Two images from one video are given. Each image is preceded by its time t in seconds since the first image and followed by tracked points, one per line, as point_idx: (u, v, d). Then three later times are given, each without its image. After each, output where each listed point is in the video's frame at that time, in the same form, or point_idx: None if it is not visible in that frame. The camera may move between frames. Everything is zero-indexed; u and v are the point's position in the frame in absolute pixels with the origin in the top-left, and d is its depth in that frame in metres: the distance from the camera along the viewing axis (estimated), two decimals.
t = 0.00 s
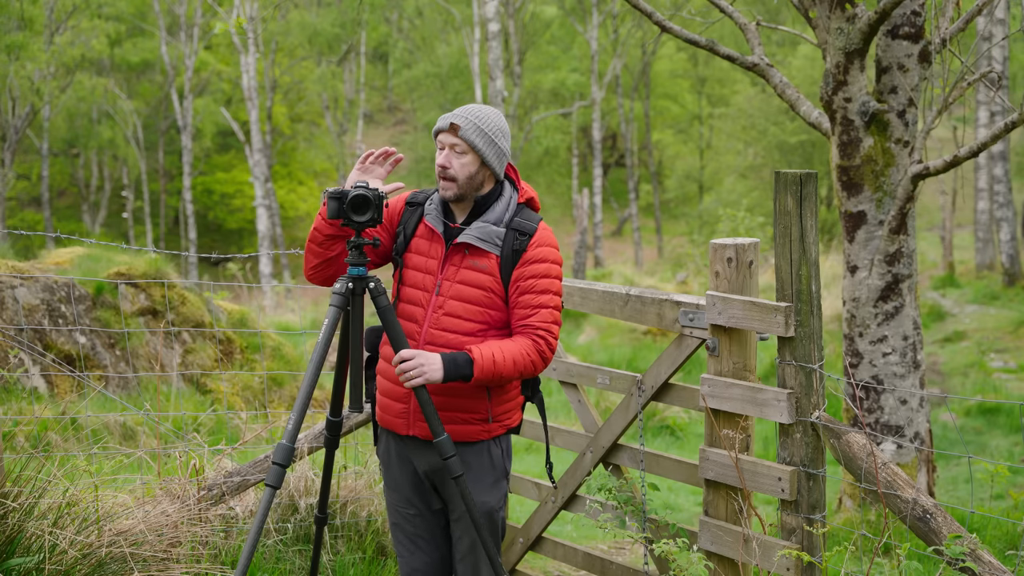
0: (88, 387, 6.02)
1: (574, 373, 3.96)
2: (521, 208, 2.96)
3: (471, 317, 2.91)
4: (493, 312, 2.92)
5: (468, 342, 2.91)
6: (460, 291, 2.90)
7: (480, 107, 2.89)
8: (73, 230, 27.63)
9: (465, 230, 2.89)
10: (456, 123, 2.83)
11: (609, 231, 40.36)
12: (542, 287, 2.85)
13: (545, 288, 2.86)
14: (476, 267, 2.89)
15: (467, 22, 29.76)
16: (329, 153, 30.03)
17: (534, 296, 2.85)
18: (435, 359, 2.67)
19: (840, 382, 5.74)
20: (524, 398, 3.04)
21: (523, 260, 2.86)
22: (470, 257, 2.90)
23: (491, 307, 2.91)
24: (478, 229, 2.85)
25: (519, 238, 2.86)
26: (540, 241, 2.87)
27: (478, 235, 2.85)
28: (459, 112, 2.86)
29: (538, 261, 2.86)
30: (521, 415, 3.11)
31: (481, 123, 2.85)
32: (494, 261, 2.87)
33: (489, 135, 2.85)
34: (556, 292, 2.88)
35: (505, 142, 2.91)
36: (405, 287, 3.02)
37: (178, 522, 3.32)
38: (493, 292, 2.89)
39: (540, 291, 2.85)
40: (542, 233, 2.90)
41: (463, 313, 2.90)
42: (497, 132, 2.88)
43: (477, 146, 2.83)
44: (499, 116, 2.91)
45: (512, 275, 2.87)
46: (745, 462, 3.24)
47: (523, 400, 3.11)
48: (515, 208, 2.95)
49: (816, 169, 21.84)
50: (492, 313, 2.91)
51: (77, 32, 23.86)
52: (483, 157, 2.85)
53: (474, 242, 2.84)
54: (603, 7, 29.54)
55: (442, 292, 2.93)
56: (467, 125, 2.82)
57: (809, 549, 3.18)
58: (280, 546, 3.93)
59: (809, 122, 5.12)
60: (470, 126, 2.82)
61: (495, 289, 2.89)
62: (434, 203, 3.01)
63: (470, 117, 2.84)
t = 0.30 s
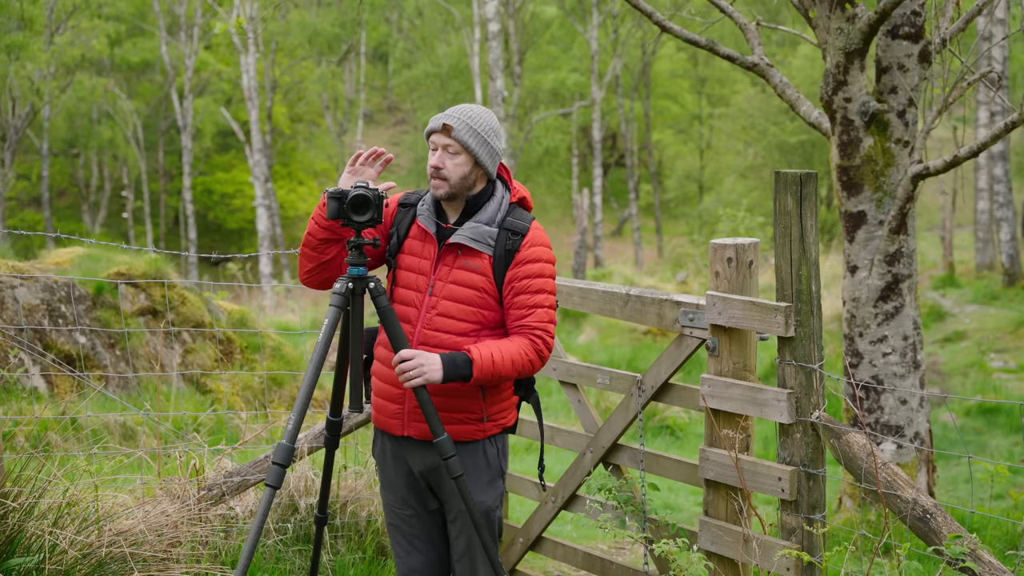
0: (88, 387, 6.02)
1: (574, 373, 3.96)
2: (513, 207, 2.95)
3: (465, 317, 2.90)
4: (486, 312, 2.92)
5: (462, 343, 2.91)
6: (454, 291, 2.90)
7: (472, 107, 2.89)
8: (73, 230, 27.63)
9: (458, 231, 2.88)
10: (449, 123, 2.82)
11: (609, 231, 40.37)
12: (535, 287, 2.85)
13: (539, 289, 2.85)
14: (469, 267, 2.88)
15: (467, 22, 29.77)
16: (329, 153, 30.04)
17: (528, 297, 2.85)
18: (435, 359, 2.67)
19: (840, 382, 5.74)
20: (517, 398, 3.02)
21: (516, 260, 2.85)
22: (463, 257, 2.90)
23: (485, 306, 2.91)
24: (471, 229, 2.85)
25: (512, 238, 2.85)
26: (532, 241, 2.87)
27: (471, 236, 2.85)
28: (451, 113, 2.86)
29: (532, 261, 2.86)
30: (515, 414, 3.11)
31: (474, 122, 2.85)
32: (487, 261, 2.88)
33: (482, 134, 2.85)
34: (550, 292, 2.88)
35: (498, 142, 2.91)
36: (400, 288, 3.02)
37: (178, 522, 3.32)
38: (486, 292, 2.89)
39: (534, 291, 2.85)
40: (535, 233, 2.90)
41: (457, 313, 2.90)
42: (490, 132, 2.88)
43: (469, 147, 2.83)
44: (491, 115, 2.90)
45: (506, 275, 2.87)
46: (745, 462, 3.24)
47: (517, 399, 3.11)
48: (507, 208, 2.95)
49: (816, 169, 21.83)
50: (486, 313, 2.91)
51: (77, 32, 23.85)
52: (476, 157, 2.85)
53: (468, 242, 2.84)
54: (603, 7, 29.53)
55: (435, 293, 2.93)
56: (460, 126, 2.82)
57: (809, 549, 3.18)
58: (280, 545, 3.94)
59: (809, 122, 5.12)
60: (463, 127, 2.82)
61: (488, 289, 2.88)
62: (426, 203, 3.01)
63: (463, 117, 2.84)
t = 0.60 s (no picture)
0: (88, 387, 6.02)
1: (573, 373, 3.95)
2: (504, 203, 2.96)
3: (462, 313, 2.90)
4: (483, 308, 2.92)
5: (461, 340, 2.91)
6: (451, 288, 2.90)
7: (460, 104, 2.89)
8: (73, 230, 27.65)
9: (452, 228, 2.89)
10: (443, 119, 2.82)
11: (609, 231, 40.40)
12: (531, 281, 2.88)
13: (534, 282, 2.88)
14: (464, 264, 2.89)
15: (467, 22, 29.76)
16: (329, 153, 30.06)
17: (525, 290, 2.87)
18: (435, 358, 2.67)
19: (840, 381, 5.74)
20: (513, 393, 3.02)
21: (510, 255, 2.88)
22: (458, 254, 2.90)
23: (482, 302, 2.92)
24: (465, 226, 2.86)
25: (506, 232, 2.88)
26: (525, 236, 2.89)
27: (466, 232, 2.86)
28: (443, 109, 2.85)
29: (526, 254, 2.88)
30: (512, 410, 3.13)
31: (465, 117, 2.85)
32: (483, 257, 2.89)
33: (474, 130, 2.85)
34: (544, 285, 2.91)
35: (488, 136, 2.92)
36: (394, 288, 3.00)
37: (178, 521, 3.32)
38: (483, 287, 2.90)
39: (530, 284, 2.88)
40: (527, 227, 2.92)
41: (455, 310, 2.90)
42: (482, 127, 2.89)
43: (463, 142, 2.83)
44: (479, 112, 2.90)
45: (501, 271, 2.88)
46: (745, 462, 3.24)
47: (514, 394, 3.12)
48: (498, 203, 2.96)
49: (816, 169, 21.84)
50: (483, 309, 2.92)
51: (77, 32, 23.85)
52: (470, 153, 2.86)
53: (463, 238, 2.85)
54: (603, 7, 29.53)
55: (433, 290, 2.92)
56: (454, 122, 2.82)
57: (809, 548, 3.18)
58: (280, 545, 3.93)
59: (810, 121, 5.12)
60: (456, 123, 2.82)
61: (485, 285, 2.89)
62: (417, 202, 2.99)
63: (455, 113, 2.84)
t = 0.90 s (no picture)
0: (88, 387, 6.03)
1: (573, 373, 3.96)
2: (492, 198, 3.00)
3: (462, 309, 2.91)
4: (482, 301, 2.93)
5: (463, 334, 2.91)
6: (450, 284, 2.90)
7: (441, 101, 2.91)
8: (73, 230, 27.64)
9: (446, 224, 2.90)
10: (435, 115, 2.83)
11: (609, 231, 40.41)
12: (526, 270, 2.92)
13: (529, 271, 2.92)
14: (461, 258, 2.90)
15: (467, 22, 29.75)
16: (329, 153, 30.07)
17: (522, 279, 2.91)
18: (442, 356, 2.66)
19: (839, 381, 5.74)
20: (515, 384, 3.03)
21: (504, 246, 2.91)
22: (454, 249, 2.91)
23: (481, 295, 2.92)
24: (459, 221, 2.88)
25: (498, 224, 2.91)
26: (516, 226, 2.94)
27: (460, 227, 2.88)
28: (428, 107, 2.87)
29: (519, 245, 2.92)
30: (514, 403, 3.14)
31: (452, 113, 2.87)
32: (478, 250, 2.91)
33: (464, 124, 2.88)
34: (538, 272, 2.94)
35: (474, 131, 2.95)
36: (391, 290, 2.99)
37: (178, 522, 3.32)
38: (481, 281, 2.91)
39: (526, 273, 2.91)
40: (516, 219, 2.96)
41: (456, 305, 2.91)
42: (467, 121, 2.92)
43: (456, 137, 2.85)
44: (460, 108, 2.93)
45: (497, 262, 2.91)
46: (745, 462, 3.24)
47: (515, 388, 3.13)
48: (486, 198, 3.00)
49: (816, 169, 21.85)
50: (483, 301, 2.93)
51: (77, 32, 23.84)
52: (461, 147, 2.88)
53: (458, 233, 2.86)
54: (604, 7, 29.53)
55: (432, 288, 2.92)
56: (446, 117, 2.84)
57: (809, 549, 3.18)
58: (280, 546, 3.93)
59: (809, 122, 5.12)
60: (447, 118, 2.84)
61: (483, 278, 2.91)
62: (406, 202, 2.99)
63: (442, 109, 2.85)
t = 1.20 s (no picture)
0: (88, 387, 6.02)
1: (573, 373, 3.96)
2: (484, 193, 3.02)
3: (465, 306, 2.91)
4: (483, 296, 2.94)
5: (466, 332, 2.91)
6: (450, 282, 2.90)
7: (426, 101, 2.94)
8: (73, 230, 27.63)
9: (442, 222, 2.90)
10: (429, 116, 2.86)
11: (608, 231, 40.43)
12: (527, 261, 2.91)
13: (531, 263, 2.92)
14: (459, 255, 2.90)
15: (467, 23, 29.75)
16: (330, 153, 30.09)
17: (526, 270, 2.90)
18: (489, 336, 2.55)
19: (840, 381, 5.74)
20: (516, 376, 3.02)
21: (502, 240, 2.92)
22: (452, 248, 2.91)
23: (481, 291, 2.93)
24: (455, 218, 2.88)
25: (493, 219, 2.92)
26: (512, 220, 2.96)
27: (456, 224, 2.88)
28: (417, 108, 2.89)
29: (517, 238, 2.93)
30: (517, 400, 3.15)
31: (441, 112, 2.90)
32: (475, 246, 2.91)
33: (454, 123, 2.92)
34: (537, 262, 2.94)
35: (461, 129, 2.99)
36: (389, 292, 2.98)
37: (178, 522, 3.32)
38: (481, 277, 2.92)
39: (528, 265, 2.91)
40: (511, 213, 2.98)
41: (457, 302, 2.90)
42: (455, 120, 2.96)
43: (450, 136, 2.88)
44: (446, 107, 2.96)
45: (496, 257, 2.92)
46: (745, 462, 3.24)
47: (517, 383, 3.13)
48: (479, 194, 3.01)
49: (816, 169, 21.87)
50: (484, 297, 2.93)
51: (77, 32, 23.84)
52: (455, 145, 2.91)
53: (454, 231, 2.87)
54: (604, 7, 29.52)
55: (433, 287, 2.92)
56: (439, 118, 2.87)
57: (809, 549, 3.18)
58: (280, 546, 3.93)
59: (809, 122, 5.12)
60: (440, 118, 2.88)
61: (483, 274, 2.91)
62: (400, 204, 2.98)
63: (432, 109, 2.89)
